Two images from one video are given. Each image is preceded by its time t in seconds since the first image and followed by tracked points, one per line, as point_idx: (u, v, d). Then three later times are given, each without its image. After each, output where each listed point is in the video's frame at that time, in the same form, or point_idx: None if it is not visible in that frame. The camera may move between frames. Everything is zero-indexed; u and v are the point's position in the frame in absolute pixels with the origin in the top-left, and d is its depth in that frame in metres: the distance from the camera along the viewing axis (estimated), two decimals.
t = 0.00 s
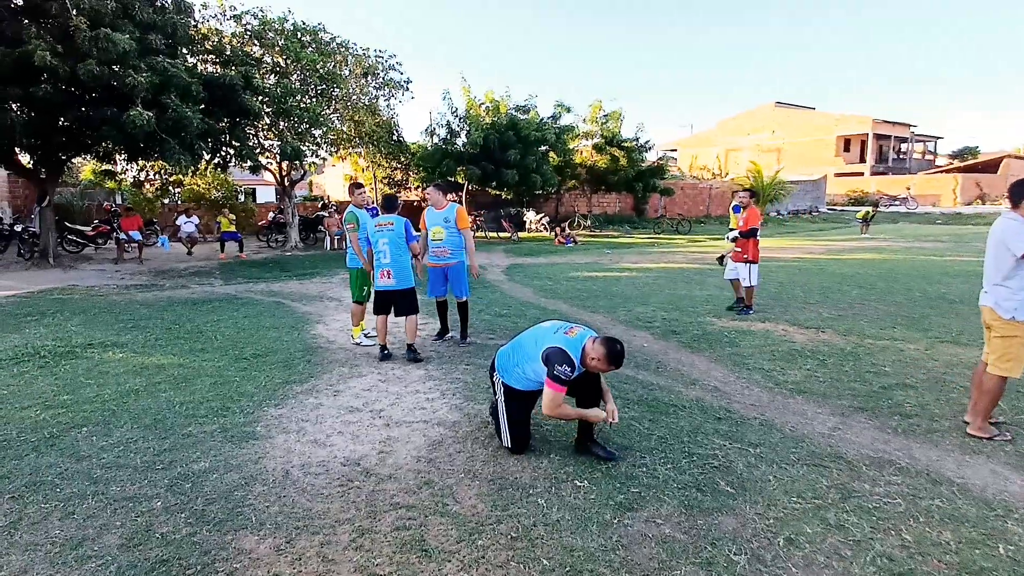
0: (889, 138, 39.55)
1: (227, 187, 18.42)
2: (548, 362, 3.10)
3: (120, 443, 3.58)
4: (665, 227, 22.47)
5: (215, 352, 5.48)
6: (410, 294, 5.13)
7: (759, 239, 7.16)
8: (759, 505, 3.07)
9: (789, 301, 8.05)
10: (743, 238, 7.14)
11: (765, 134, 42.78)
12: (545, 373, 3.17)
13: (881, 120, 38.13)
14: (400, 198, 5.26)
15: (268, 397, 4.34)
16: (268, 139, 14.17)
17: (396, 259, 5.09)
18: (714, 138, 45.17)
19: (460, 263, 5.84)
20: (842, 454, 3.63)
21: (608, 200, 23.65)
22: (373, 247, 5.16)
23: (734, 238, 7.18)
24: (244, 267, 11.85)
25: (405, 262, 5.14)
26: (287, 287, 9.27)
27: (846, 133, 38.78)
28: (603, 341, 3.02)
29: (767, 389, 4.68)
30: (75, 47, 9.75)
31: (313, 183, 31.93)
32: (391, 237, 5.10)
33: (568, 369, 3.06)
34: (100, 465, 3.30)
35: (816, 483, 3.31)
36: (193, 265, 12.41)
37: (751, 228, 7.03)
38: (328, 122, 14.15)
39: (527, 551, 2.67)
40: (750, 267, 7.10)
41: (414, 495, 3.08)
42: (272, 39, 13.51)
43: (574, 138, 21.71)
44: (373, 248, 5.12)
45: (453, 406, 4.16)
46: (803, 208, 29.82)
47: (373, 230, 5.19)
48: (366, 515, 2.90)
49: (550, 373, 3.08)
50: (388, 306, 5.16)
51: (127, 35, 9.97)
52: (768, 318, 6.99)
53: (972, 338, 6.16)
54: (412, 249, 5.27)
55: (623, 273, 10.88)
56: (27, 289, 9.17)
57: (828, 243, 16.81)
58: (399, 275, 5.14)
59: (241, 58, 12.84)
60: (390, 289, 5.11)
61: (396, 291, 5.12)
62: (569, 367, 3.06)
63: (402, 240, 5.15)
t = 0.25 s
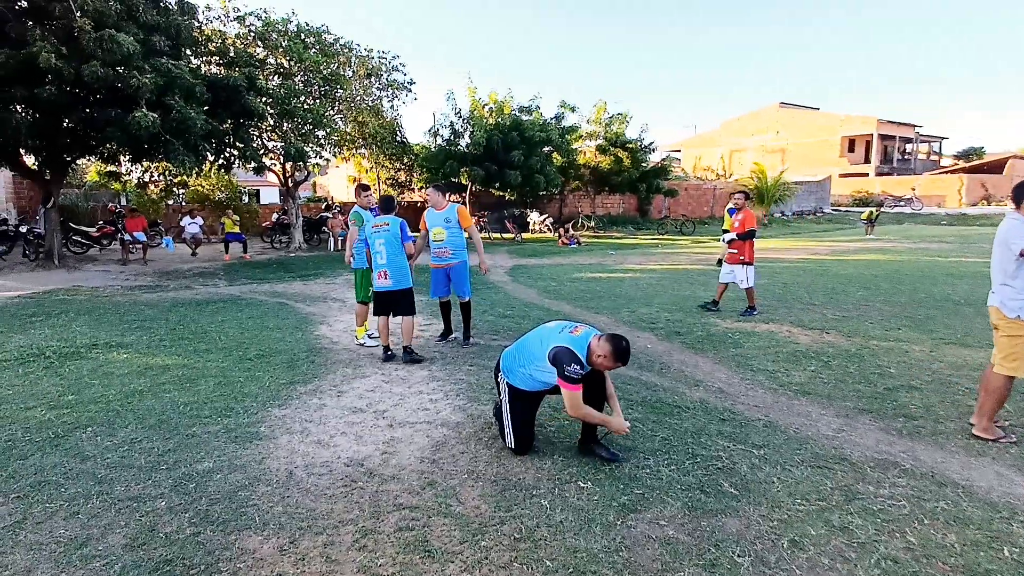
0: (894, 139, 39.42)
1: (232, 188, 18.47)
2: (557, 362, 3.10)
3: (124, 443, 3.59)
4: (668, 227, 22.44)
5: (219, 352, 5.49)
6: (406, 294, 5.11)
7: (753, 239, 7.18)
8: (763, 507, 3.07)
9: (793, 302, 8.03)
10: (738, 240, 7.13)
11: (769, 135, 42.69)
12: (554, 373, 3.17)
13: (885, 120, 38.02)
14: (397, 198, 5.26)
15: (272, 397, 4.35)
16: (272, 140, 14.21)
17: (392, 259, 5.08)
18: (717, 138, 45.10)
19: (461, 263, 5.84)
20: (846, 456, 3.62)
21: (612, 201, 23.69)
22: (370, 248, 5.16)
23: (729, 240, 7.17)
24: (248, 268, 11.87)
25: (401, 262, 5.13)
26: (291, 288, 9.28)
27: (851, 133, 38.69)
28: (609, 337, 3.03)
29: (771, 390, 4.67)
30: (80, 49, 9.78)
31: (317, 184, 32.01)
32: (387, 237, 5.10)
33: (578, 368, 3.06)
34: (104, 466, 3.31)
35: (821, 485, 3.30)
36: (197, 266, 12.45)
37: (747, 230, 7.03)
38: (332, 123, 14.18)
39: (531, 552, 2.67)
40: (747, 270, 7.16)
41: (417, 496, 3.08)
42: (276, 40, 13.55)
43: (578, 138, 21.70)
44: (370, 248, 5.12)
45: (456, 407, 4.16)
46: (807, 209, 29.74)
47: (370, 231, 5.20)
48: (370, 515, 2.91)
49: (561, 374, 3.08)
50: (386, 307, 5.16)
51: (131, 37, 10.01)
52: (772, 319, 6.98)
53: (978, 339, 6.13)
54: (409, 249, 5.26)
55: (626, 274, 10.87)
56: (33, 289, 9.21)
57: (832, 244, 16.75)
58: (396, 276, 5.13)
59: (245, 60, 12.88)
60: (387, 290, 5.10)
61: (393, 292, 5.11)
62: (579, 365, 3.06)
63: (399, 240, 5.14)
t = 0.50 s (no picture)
0: (901, 142, 39.27)
1: (237, 188, 18.54)
2: (558, 365, 3.09)
3: (128, 442, 3.60)
4: (674, 230, 22.41)
5: (224, 352, 5.51)
6: (407, 296, 5.11)
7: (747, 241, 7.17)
8: (767, 511, 3.05)
9: (797, 305, 8.01)
10: (733, 241, 7.10)
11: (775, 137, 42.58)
12: (554, 376, 3.16)
13: (892, 123, 37.87)
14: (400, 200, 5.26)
15: (276, 397, 4.36)
16: (278, 140, 14.26)
17: (393, 261, 5.08)
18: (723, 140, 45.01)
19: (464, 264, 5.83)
20: (852, 461, 3.60)
21: (616, 203, 23.71)
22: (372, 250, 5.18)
23: (724, 241, 7.13)
24: (253, 268, 11.91)
25: (403, 264, 5.13)
26: (295, 288, 9.31)
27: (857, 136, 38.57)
28: (612, 341, 3.02)
29: (776, 394, 4.65)
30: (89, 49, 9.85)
31: (323, 185, 32.09)
32: (389, 239, 5.11)
33: (578, 373, 3.05)
34: (109, 464, 3.32)
35: (825, 489, 3.29)
36: (203, 265, 12.49)
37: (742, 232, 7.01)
38: (338, 124, 14.21)
39: (533, 554, 2.66)
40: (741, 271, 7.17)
41: (420, 496, 3.08)
42: (283, 41, 13.61)
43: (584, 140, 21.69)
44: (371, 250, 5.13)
45: (459, 408, 4.16)
46: (813, 212, 29.66)
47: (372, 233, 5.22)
48: (372, 516, 2.91)
49: (561, 378, 3.08)
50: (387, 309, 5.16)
51: (139, 37, 10.08)
52: (777, 322, 6.95)
53: (984, 343, 6.11)
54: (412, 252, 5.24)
55: (631, 276, 10.86)
56: (39, 288, 9.25)
57: (838, 248, 16.68)
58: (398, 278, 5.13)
59: (252, 60, 12.95)
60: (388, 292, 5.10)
61: (394, 294, 5.11)
62: (579, 370, 3.05)
63: (400, 243, 5.14)
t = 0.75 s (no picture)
0: (908, 144, 39.09)
1: (243, 189, 18.60)
2: (561, 367, 3.09)
3: (134, 440, 3.62)
4: (679, 232, 22.37)
5: (229, 352, 5.53)
6: (410, 298, 5.11)
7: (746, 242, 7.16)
8: (772, 514, 3.03)
9: (803, 307, 7.98)
10: (733, 242, 7.08)
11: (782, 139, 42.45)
12: (558, 378, 3.16)
13: (900, 126, 37.71)
14: (405, 201, 5.26)
15: (281, 397, 4.37)
16: (283, 141, 14.31)
17: (397, 262, 5.09)
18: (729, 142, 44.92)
19: (468, 264, 5.83)
20: (858, 465, 3.58)
21: (622, 204, 23.74)
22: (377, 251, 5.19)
23: (724, 242, 7.11)
24: (259, 268, 11.94)
25: (407, 265, 5.13)
26: (300, 289, 9.33)
27: (864, 138, 38.42)
28: (614, 342, 3.01)
29: (781, 396, 4.63)
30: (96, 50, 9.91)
31: (328, 186, 32.18)
32: (393, 240, 5.11)
33: (581, 375, 3.05)
34: (115, 462, 3.34)
35: (831, 493, 3.27)
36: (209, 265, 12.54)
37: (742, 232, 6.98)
38: (343, 125, 14.25)
39: (537, 555, 2.66)
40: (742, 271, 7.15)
41: (424, 497, 3.08)
42: (289, 42, 13.67)
43: (589, 141, 21.68)
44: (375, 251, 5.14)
45: (463, 409, 4.16)
46: (819, 214, 29.54)
47: (377, 234, 5.22)
48: (376, 516, 2.91)
49: (564, 380, 3.07)
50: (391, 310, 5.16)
51: (146, 38, 10.14)
52: (782, 325, 6.93)
53: (991, 347, 6.08)
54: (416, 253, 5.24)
55: (636, 278, 10.84)
56: (47, 287, 9.31)
57: (845, 250, 16.60)
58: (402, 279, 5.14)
59: (258, 62, 13.01)
60: (392, 294, 5.11)
61: (398, 295, 5.11)
62: (582, 372, 3.05)
63: (404, 244, 5.14)
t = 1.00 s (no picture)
0: (914, 146, 38.96)
1: (248, 190, 18.66)
2: (565, 370, 3.09)
3: (140, 440, 3.63)
4: (683, 233, 22.36)
5: (234, 352, 5.54)
6: (415, 300, 5.11)
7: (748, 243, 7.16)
8: (777, 516, 3.03)
9: (808, 309, 7.96)
10: (736, 244, 7.08)
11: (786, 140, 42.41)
12: (562, 380, 3.17)
13: (905, 127, 37.58)
14: (411, 202, 5.27)
15: (286, 397, 4.38)
16: (288, 142, 14.34)
17: (402, 264, 5.09)
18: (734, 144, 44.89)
19: (472, 266, 5.84)
20: (864, 467, 3.57)
21: (625, 206, 23.80)
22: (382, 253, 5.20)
23: (727, 244, 7.10)
24: (263, 269, 11.97)
25: (412, 268, 5.14)
26: (305, 289, 9.35)
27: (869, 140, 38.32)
28: (618, 344, 3.01)
29: (786, 399, 4.62)
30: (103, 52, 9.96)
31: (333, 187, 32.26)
32: (398, 242, 5.12)
33: (585, 377, 3.05)
34: (121, 462, 3.35)
35: (836, 495, 3.26)
36: (214, 266, 12.59)
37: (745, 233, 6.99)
38: (348, 126, 14.28)
39: (541, 556, 2.66)
40: (746, 273, 7.13)
41: (428, 498, 3.08)
42: (294, 44, 13.70)
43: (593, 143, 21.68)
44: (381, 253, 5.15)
45: (468, 410, 4.16)
46: (824, 216, 29.47)
47: (382, 236, 5.23)
48: (381, 517, 2.91)
49: (568, 382, 3.07)
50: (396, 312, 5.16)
51: (152, 40, 10.19)
52: (787, 327, 6.91)
53: (998, 349, 6.06)
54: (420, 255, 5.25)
55: (640, 279, 10.83)
56: (53, 287, 9.36)
57: (850, 252, 16.55)
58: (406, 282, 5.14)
59: (264, 63, 13.05)
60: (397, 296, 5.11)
61: (402, 297, 5.11)
62: (586, 374, 3.05)
63: (409, 246, 5.15)
